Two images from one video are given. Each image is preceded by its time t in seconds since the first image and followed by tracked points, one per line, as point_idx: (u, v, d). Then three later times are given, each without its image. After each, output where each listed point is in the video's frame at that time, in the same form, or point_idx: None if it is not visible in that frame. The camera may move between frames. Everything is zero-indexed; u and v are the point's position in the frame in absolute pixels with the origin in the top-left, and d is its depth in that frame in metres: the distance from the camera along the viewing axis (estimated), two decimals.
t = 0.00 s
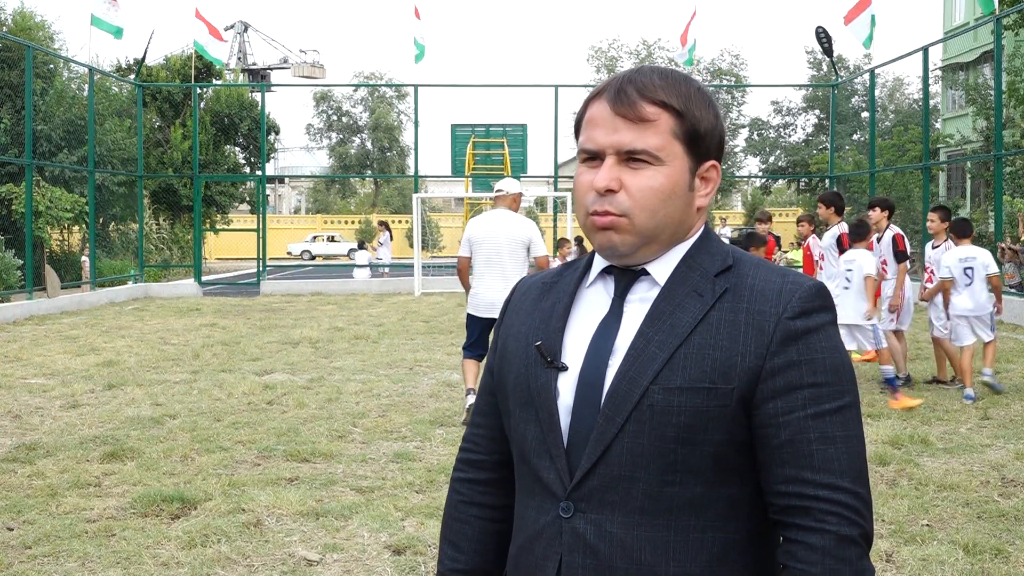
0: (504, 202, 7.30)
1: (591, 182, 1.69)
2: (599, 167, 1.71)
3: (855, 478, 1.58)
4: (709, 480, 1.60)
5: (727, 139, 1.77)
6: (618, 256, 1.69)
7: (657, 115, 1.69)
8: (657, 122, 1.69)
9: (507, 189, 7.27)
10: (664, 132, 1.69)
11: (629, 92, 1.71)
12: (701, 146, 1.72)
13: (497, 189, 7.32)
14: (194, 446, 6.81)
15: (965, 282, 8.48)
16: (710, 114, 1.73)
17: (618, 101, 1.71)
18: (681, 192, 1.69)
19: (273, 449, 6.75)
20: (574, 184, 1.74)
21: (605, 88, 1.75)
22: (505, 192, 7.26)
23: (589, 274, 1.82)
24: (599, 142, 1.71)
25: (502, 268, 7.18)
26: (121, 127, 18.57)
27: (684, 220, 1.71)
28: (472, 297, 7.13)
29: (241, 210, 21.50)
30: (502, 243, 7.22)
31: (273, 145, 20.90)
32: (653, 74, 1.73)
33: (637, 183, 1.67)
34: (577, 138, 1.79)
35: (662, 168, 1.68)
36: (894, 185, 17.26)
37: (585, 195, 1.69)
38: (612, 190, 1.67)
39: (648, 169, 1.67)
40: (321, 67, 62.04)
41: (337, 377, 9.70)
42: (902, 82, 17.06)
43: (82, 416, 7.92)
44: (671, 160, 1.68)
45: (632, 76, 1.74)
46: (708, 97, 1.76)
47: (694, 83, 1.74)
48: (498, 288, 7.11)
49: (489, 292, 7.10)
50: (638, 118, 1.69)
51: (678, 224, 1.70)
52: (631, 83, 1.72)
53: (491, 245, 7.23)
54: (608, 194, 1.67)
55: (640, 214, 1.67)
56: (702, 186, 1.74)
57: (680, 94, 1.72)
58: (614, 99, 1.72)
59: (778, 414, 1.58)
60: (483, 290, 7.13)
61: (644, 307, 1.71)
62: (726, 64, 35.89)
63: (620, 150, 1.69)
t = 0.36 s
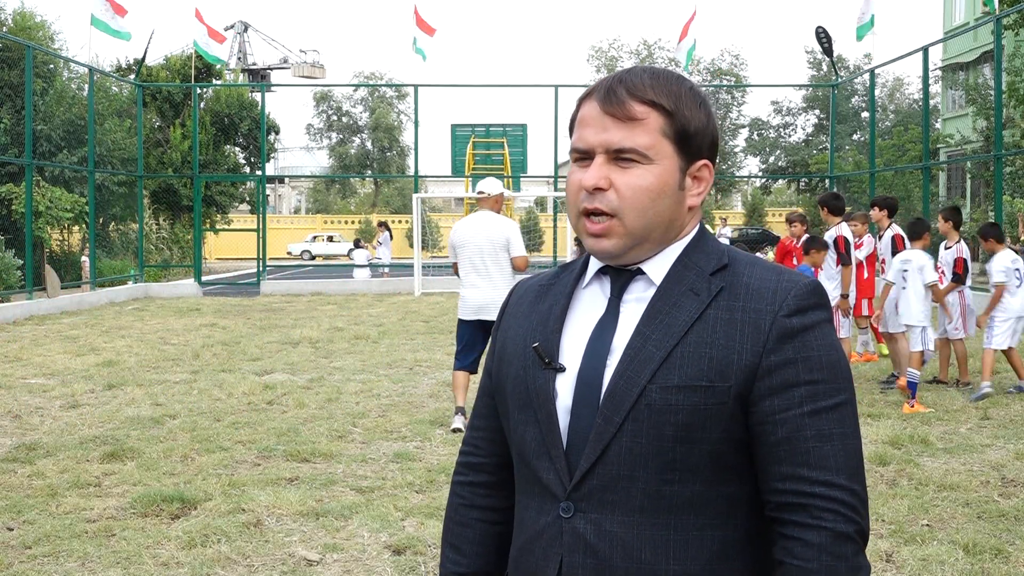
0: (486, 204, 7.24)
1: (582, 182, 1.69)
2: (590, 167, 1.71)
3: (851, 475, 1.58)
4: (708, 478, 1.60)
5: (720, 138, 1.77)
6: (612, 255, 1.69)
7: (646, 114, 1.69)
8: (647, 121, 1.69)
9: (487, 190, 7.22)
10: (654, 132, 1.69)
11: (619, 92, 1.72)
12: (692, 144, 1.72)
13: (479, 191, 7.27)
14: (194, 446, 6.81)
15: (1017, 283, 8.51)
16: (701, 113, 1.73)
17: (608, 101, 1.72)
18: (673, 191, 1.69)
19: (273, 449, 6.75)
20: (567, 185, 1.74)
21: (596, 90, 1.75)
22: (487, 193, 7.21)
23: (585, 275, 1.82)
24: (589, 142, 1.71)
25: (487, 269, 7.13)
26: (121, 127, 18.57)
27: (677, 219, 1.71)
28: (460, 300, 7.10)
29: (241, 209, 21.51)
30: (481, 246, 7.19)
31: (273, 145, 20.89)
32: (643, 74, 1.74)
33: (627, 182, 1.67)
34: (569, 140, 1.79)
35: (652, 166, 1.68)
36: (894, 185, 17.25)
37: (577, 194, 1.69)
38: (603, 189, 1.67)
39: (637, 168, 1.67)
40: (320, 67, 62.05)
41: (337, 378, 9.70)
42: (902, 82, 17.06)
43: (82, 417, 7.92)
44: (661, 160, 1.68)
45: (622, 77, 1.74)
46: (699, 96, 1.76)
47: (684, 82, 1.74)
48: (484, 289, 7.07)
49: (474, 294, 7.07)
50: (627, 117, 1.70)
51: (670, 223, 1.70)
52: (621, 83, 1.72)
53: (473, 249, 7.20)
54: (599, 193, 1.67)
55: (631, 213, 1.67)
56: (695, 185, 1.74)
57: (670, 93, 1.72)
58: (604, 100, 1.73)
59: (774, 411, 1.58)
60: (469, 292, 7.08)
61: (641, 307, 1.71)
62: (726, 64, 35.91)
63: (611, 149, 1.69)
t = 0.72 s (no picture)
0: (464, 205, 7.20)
1: (578, 186, 1.69)
2: (585, 170, 1.71)
3: (851, 472, 1.57)
4: (708, 475, 1.60)
5: (715, 137, 1.77)
6: (609, 257, 1.69)
7: (639, 116, 1.69)
8: (640, 124, 1.69)
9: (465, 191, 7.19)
10: (648, 133, 1.69)
11: (612, 95, 1.71)
12: (687, 145, 1.71)
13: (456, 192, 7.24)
14: (194, 446, 6.81)
15: None
16: (694, 112, 1.73)
17: (601, 105, 1.71)
18: (668, 192, 1.69)
19: (273, 449, 6.75)
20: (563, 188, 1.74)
21: (589, 93, 1.75)
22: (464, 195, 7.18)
23: (584, 276, 1.82)
24: (584, 145, 1.71)
25: (466, 270, 7.10)
26: (121, 127, 18.58)
27: (674, 219, 1.71)
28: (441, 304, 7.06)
29: (241, 210, 21.52)
30: (458, 248, 7.16)
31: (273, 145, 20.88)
32: (636, 76, 1.74)
33: (623, 185, 1.67)
34: (564, 143, 1.79)
35: (646, 169, 1.67)
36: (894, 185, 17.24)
37: (573, 199, 1.69)
38: (599, 193, 1.67)
39: (632, 170, 1.67)
40: (320, 68, 62.09)
41: (337, 378, 9.71)
42: (902, 82, 17.07)
43: (82, 416, 7.92)
44: (657, 162, 1.68)
45: (615, 80, 1.74)
46: (693, 96, 1.75)
47: (678, 83, 1.74)
48: (464, 291, 7.03)
49: (453, 296, 7.03)
50: (621, 121, 1.69)
51: (668, 224, 1.70)
52: (614, 86, 1.72)
53: (450, 251, 7.18)
54: (595, 197, 1.67)
55: (627, 215, 1.66)
56: (691, 184, 1.74)
57: (663, 94, 1.71)
58: (597, 104, 1.72)
59: (774, 408, 1.58)
60: (449, 295, 7.04)
61: (640, 305, 1.71)
62: (727, 64, 35.94)
63: (606, 153, 1.69)
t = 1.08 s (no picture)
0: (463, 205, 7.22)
1: (577, 190, 1.68)
2: (584, 173, 1.71)
3: (848, 472, 1.57)
4: (707, 475, 1.61)
5: (713, 138, 1.77)
6: (608, 261, 1.69)
7: (638, 121, 1.69)
8: (639, 128, 1.69)
9: (464, 190, 7.21)
10: (646, 137, 1.68)
11: (609, 99, 1.71)
12: (686, 148, 1.71)
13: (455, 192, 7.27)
14: (194, 446, 6.81)
15: None
16: (692, 115, 1.73)
17: (598, 108, 1.71)
18: (666, 195, 1.69)
19: (273, 449, 6.75)
20: (563, 190, 1.74)
21: (589, 96, 1.75)
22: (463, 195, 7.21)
23: (583, 276, 1.82)
24: (582, 148, 1.71)
25: (461, 270, 7.09)
26: (121, 127, 18.57)
27: (672, 220, 1.71)
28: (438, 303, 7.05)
29: (241, 210, 21.53)
30: (453, 248, 7.17)
31: (273, 145, 20.88)
32: (635, 79, 1.73)
33: (622, 189, 1.67)
34: (563, 144, 1.79)
35: (645, 172, 1.67)
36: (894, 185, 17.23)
37: (572, 202, 1.69)
38: (597, 197, 1.66)
39: (631, 174, 1.67)
40: (320, 69, 62.08)
41: (337, 377, 9.71)
42: (902, 82, 17.06)
43: (83, 416, 7.92)
44: (655, 165, 1.68)
45: (614, 82, 1.74)
46: (693, 99, 1.75)
47: (677, 86, 1.74)
48: (459, 292, 7.01)
49: (444, 294, 7.01)
50: (619, 125, 1.69)
51: (666, 226, 1.70)
52: (612, 89, 1.72)
53: (445, 251, 7.18)
54: (594, 201, 1.67)
55: (625, 219, 1.66)
56: (689, 187, 1.74)
57: (662, 97, 1.71)
58: (595, 108, 1.72)
59: (772, 409, 1.58)
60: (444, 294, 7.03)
61: (640, 306, 1.71)
62: (726, 64, 35.95)
63: (604, 156, 1.69)
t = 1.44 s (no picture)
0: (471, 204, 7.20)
1: (576, 189, 1.69)
2: (583, 173, 1.71)
3: (849, 471, 1.57)
4: (707, 475, 1.61)
5: (713, 138, 1.76)
6: (608, 260, 1.69)
7: (637, 120, 1.69)
8: (639, 127, 1.69)
9: (471, 190, 7.18)
10: (646, 137, 1.69)
11: (609, 98, 1.71)
12: (685, 147, 1.71)
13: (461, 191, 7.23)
14: (194, 446, 6.81)
15: None
16: (692, 114, 1.73)
17: (599, 107, 1.71)
18: (666, 195, 1.69)
19: (273, 449, 6.75)
20: (562, 189, 1.74)
21: (589, 95, 1.75)
22: (470, 194, 7.18)
23: (583, 277, 1.82)
24: (582, 148, 1.71)
25: (472, 271, 7.10)
26: (121, 127, 18.58)
27: (671, 220, 1.71)
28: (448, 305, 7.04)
29: (241, 210, 21.53)
30: (465, 249, 7.15)
31: (273, 145, 20.89)
32: (635, 78, 1.74)
33: (622, 188, 1.67)
34: (563, 143, 1.79)
35: (645, 171, 1.67)
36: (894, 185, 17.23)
37: (572, 200, 1.69)
38: (596, 196, 1.67)
39: (630, 173, 1.67)
40: (320, 69, 62.09)
41: (337, 377, 9.71)
42: (902, 83, 17.06)
43: (83, 416, 7.92)
44: (655, 164, 1.68)
45: (614, 82, 1.74)
46: (692, 98, 1.75)
47: (676, 85, 1.74)
48: (473, 293, 7.02)
49: (460, 297, 7.02)
50: (619, 124, 1.69)
51: (665, 226, 1.70)
52: (612, 89, 1.72)
53: (456, 252, 7.16)
54: (594, 200, 1.67)
55: (625, 218, 1.66)
56: (689, 186, 1.74)
57: (662, 97, 1.71)
58: (596, 107, 1.72)
59: (772, 409, 1.58)
60: (457, 295, 7.02)
61: (639, 307, 1.71)
62: (726, 64, 35.97)
63: (604, 156, 1.69)
